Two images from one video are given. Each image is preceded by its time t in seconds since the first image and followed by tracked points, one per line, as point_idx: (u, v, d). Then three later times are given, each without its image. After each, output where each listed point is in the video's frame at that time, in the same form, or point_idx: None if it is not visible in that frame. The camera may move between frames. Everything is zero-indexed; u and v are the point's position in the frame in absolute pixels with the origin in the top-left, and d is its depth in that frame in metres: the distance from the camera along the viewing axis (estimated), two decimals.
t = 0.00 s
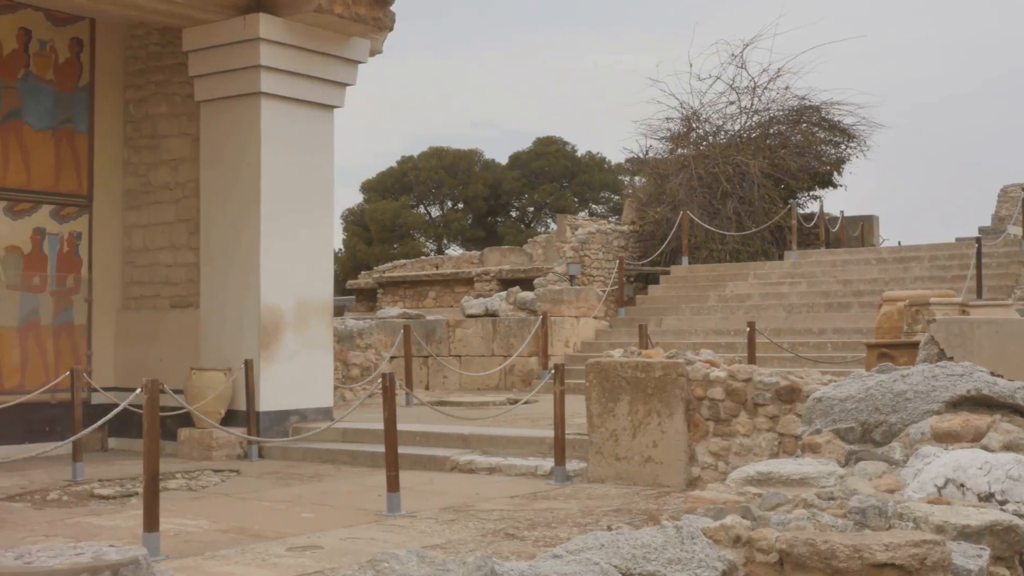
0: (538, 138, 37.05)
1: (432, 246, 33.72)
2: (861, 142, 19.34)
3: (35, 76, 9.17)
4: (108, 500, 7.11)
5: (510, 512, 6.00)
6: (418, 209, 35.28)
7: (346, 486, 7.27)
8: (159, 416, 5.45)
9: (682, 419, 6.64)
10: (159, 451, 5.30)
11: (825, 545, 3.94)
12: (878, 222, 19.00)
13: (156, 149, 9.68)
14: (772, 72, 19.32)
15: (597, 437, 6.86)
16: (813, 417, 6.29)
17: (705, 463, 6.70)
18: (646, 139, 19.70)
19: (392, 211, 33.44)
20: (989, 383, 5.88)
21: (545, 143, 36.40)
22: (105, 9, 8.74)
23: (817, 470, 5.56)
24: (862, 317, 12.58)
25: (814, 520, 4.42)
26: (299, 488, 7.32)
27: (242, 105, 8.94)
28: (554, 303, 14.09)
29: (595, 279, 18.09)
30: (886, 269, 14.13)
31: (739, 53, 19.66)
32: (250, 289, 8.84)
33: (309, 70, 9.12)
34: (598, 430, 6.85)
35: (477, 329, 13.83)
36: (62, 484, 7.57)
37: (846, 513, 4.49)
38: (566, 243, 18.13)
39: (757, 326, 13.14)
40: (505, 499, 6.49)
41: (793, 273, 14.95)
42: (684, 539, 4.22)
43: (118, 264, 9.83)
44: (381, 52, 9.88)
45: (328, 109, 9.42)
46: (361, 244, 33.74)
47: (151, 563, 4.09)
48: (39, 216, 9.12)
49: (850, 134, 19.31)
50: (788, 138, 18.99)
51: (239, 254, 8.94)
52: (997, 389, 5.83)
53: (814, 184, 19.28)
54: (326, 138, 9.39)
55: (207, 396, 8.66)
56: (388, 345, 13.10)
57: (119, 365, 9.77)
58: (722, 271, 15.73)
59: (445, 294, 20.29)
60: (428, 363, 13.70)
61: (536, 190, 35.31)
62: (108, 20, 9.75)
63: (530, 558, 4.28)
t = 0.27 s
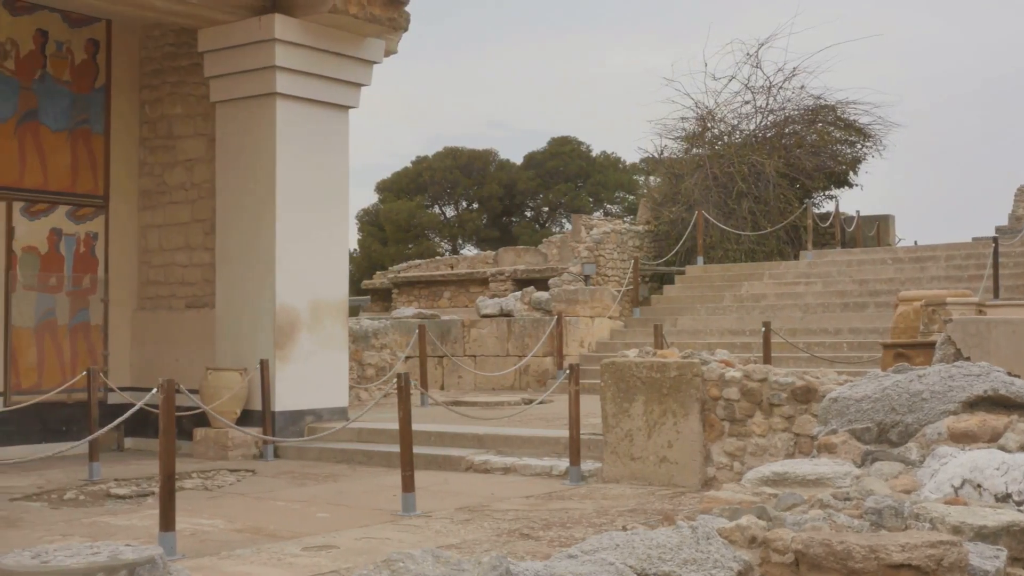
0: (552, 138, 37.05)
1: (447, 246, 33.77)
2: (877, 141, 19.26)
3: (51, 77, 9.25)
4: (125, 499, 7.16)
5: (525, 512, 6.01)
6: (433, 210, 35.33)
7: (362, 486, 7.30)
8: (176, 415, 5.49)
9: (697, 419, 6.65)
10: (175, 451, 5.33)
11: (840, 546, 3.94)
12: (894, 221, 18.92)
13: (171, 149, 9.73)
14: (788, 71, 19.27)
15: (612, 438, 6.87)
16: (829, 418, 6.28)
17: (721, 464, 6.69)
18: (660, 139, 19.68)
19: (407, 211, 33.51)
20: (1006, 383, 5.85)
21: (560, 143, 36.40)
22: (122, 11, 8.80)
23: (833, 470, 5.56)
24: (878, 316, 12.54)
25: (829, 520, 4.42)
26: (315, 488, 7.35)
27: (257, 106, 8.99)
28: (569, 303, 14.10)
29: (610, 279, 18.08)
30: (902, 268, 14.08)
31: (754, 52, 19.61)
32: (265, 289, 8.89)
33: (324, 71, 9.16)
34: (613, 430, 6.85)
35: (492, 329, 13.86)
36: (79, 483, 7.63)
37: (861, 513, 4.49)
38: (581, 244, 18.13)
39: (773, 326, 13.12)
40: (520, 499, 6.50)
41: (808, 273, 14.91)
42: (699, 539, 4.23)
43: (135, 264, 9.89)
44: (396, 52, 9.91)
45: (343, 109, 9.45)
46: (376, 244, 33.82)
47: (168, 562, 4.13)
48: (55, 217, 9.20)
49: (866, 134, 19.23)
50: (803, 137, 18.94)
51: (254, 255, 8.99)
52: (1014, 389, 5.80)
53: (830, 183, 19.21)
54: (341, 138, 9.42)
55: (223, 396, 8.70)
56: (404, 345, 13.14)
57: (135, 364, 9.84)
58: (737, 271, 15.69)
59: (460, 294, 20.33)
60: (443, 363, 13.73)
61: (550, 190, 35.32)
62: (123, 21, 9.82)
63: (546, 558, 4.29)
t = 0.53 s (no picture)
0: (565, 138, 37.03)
1: (460, 246, 33.81)
2: (891, 140, 19.19)
3: (66, 78, 9.30)
4: (139, 498, 7.20)
5: (538, 512, 6.02)
6: (445, 210, 35.36)
7: (375, 486, 7.32)
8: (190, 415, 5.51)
9: (710, 419, 6.65)
10: (189, 450, 5.36)
11: (855, 546, 3.93)
12: (908, 221, 18.84)
13: (185, 150, 9.78)
14: (801, 70, 19.22)
15: (625, 438, 6.87)
16: (843, 418, 6.28)
17: (734, 464, 6.69)
18: (673, 139, 19.66)
19: (419, 211, 33.55)
20: (1021, 383, 5.82)
21: (573, 143, 36.40)
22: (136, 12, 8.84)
23: (846, 470, 5.54)
24: (892, 316, 12.49)
25: (843, 521, 4.42)
26: (328, 488, 7.37)
27: (270, 106, 9.03)
28: (581, 303, 14.10)
29: (622, 279, 18.06)
30: (916, 268, 14.02)
31: (768, 52, 19.57)
32: (278, 289, 8.92)
33: (336, 71, 9.18)
34: (626, 430, 6.85)
35: (505, 329, 13.87)
36: (94, 483, 7.67)
37: (876, 513, 4.49)
38: (594, 244, 18.12)
39: (786, 326, 13.09)
40: (533, 499, 6.51)
41: (821, 272, 14.87)
42: (713, 540, 4.23)
43: (148, 264, 9.94)
44: (408, 52, 9.93)
45: (356, 109, 9.48)
46: (389, 244, 33.88)
47: (181, 562, 4.15)
48: (70, 217, 9.25)
49: (880, 133, 19.17)
50: (816, 137, 18.89)
51: (267, 255, 9.02)
52: None
53: (843, 183, 19.14)
54: (353, 138, 9.45)
55: (236, 396, 8.74)
56: (416, 345, 13.16)
57: (149, 364, 9.89)
58: (750, 271, 15.66)
59: (472, 294, 20.35)
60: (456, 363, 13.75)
61: (563, 190, 35.31)
62: (137, 22, 9.86)
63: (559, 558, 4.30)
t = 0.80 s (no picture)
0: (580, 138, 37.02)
1: (475, 246, 33.86)
2: (907, 139, 19.11)
3: (82, 79, 9.37)
4: (156, 498, 7.24)
5: (552, 512, 6.04)
6: (460, 210, 35.40)
7: (390, 486, 7.35)
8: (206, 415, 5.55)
9: (726, 419, 6.64)
10: (205, 451, 5.39)
11: (870, 547, 3.93)
12: (924, 220, 18.75)
13: (201, 151, 9.84)
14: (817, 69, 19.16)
15: (640, 438, 6.88)
16: (858, 418, 6.26)
17: (749, 464, 6.68)
18: (688, 138, 19.64)
19: (434, 212, 33.60)
20: None
21: (588, 142, 36.39)
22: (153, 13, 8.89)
23: (862, 471, 5.53)
24: (908, 316, 12.45)
25: (859, 521, 4.42)
26: (343, 487, 7.40)
27: (286, 107, 9.06)
28: (596, 303, 14.10)
29: (637, 279, 18.05)
30: (932, 268, 13.96)
31: (783, 51, 19.53)
32: (294, 289, 8.96)
33: (351, 71, 9.21)
34: (641, 430, 6.86)
35: (520, 329, 13.89)
36: (111, 482, 7.73)
37: (892, 514, 4.49)
38: (609, 243, 18.12)
39: (801, 325, 13.06)
40: (549, 499, 6.53)
41: (837, 272, 14.82)
42: (728, 540, 4.23)
43: (164, 264, 10.00)
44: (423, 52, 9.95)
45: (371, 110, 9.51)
46: (404, 245, 33.95)
47: (197, 562, 4.19)
48: (86, 218, 9.31)
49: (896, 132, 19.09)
50: (832, 136, 18.84)
51: (282, 255, 9.07)
52: None
53: (859, 182, 19.06)
54: (368, 139, 9.48)
55: (251, 396, 8.78)
56: (432, 345, 13.19)
57: (165, 364, 9.95)
58: (766, 271, 15.62)
59: (488, 294, 20.37)
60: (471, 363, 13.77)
61: (578, 189, 35.31)
62: (153, 23, 9.92)
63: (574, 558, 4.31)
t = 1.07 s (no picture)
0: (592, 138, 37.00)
1: (487, 246, 33.89)
2: (921, 139, 19.03)
3: (96, 80, 9.41)
4: (169, 497, 7.27)
5: (565, 512, 6.04)
6: (473, 210, 35.43)
7: (403, 486, 7.36)
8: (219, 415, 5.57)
9: (739, 419, 6.63)
10: (219, 450, 5.42)
11: (884, 547, 3.92)
12: (938, 220, 18.65)
13: (214, 151, 9.88)
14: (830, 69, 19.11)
15: (653, 438, 6.87)
16: (872, 418, 6.26)
17: (762, 464, 6.66)
18: (701, 138, 19.61)
19: (447, 212, 33.63)
20: None
21: (600, 142, 36.37)
22: (167, 14, 8.93)
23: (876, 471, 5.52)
24: (922, 316, 12.40)
25: (873, 522, 4.41)
26: (356, 487, 7.42)
27: (298, 107, 9.09)
28: (609, 302, 14.09)
29: (650, 279, 18.03)
30: (946, 268, 13.91)
31: (796, 50, 19.48)
32: (306, 289, 8.99)
33: (363, 71, 9.24)
34: (654, 430, 6.86)
35: (533, 329, 13.89)
36: (125, 482, 7.77)
37: (906, 514, 4.49)
38: (621, 243, 18.11)
39: (815, 325, 13.03)
40: (561, 499, 6.53)
41: (851, 272, 14.77)
42: (741, 540, 4.23)
43: (178, 264, 10.05)
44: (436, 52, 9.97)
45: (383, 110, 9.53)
46: (417, 244, 34.00)
47: (211, 561, 4.21)
48: (100, 218, 9.36)
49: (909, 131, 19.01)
50: (845, 136, 18.79)
51: (295, 255, 9.09)
52: None
53: (873, 182, 18.98)
54: (381, 139, 9.50)
55: (265, 396, 8.81)
56: (444, 345, 13.21)
57: (179, 364, 9.99)
58: (779, 270, 15.58)
59: (500, 294, 20.38)
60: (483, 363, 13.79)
61: (590, 189, 35.29)
62: (166, 24, 9.96)
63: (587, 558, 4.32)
